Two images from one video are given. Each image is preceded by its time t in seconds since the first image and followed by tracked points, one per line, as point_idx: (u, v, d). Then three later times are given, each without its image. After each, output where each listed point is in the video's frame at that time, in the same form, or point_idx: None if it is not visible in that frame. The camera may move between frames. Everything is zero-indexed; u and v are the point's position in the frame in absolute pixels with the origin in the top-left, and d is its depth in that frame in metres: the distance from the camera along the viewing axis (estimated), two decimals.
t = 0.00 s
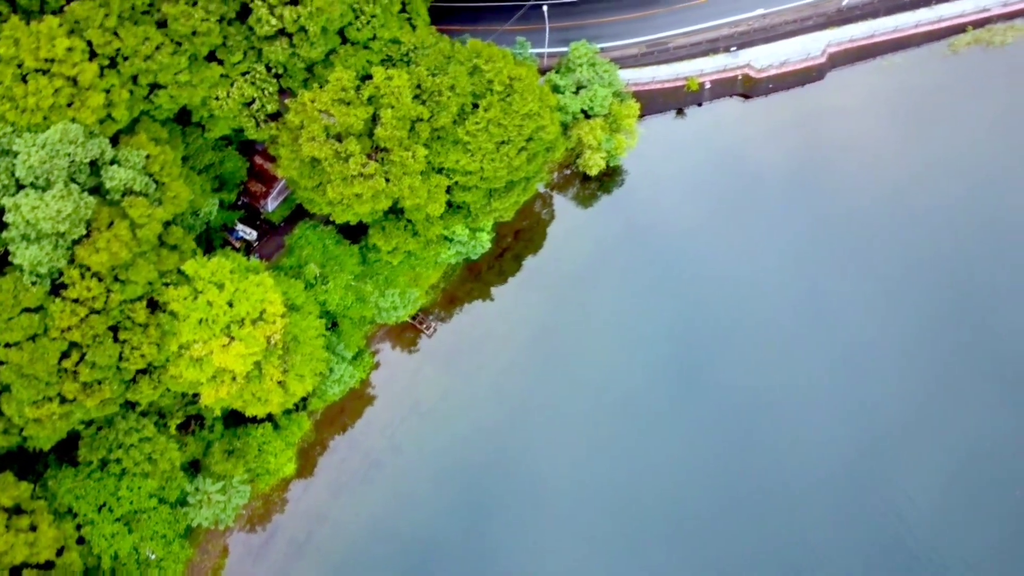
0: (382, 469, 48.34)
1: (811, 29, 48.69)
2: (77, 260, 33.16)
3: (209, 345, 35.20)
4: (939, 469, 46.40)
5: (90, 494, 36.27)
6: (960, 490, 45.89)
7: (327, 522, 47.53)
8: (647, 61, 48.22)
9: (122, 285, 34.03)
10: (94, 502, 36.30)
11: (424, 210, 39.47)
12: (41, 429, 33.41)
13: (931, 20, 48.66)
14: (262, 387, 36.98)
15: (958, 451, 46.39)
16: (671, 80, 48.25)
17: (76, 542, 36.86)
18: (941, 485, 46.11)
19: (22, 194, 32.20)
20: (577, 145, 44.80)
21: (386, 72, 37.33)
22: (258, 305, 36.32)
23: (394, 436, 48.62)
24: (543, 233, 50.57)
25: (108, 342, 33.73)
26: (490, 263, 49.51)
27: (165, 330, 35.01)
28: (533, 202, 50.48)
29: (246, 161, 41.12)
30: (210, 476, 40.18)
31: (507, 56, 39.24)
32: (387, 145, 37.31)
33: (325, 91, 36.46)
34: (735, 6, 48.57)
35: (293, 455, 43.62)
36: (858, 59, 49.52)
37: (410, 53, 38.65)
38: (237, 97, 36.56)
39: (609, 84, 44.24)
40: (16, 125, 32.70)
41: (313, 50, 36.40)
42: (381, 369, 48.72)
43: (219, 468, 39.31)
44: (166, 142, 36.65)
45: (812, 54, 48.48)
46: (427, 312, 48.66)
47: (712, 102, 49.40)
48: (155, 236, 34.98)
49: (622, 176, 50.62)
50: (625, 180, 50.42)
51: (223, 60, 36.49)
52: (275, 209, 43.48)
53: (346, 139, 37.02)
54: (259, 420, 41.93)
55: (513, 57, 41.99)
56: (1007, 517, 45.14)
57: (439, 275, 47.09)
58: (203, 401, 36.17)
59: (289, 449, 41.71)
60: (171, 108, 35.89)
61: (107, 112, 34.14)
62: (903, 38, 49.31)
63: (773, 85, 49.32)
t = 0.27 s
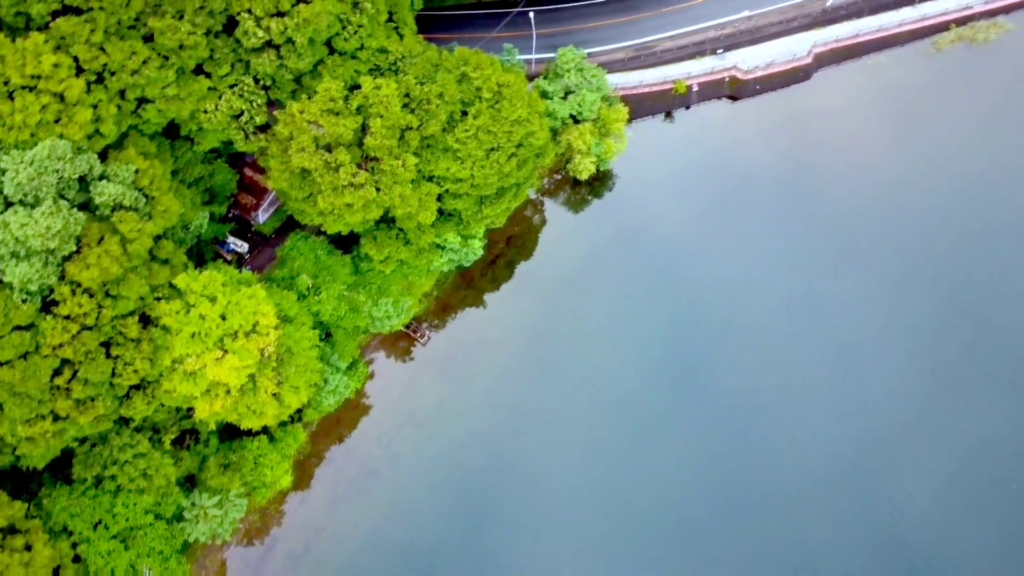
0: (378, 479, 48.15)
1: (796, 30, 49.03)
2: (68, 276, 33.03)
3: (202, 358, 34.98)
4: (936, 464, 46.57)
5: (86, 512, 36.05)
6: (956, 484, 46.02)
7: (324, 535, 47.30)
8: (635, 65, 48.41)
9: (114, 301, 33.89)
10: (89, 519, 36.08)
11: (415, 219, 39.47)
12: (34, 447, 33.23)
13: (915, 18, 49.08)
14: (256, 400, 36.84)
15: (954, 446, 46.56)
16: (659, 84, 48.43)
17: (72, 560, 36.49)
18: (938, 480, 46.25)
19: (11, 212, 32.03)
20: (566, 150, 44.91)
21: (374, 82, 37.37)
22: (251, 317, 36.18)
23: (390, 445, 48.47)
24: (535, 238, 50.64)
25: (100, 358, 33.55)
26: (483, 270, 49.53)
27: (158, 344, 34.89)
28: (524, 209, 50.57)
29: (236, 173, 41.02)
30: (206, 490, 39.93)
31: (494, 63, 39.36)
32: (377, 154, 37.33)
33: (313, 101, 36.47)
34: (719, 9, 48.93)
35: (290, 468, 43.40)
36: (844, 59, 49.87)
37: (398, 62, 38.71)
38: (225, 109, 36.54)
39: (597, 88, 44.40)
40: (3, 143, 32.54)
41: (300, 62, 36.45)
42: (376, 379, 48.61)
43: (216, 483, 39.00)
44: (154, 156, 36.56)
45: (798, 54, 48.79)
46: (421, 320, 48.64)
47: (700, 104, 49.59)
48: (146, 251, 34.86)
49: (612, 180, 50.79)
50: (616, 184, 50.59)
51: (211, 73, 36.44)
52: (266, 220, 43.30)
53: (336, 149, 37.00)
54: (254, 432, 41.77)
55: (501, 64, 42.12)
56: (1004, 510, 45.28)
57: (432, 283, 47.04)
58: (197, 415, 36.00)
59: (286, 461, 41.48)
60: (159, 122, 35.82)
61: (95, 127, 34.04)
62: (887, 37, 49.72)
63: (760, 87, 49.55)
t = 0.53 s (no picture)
0: (375, 490, 47.97)
1: (781, 31, 49.39)
2: (58, 292, 32.85)
3: (196, 372, 34.85)
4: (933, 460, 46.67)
5: (81, 529, 35.70)
6: (953, 479, 46.12)
7: (322, 546, 47.09)
8: (622, 69, 48.64)
9: (105, 316, 33.72)
10: (85, 537, 35.74)
11: (407, 227, 39.45)
12: (28, 465, 33.02)
13: (899, 17, 49.50)
14: (251, 412, 36.69)
15: (950, 441, 46.67)
16: (647, 87, 48.66)
17: None
18: (935, 476, 46.35)
19: None
20: (556, 155, 45.04)
21: (362, 91, 37.41)
22: (244, 330, 36.03)
23: (386, 455, 48.30)
24: (527, 244, 50.69)
25: (93, 374, 33.34)
26: (475, 276, 49.55)
27: (151, 359, 34.68)
28: (516, 214, 50.65)
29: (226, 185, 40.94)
30: (203, 505, 39.69)
31: (483, 70, 39.50)
32: (367, 163, 37.34)
33: (302, 112, 36.47)
34: (705, 12, 49.25)
35: (286, 480, 43.18)
36: (830, 59, 50.22)
37: (386, 71, 38.77)
38: (214, 122, 36.49)
39: (585, 93, 44.58)
40: None
41: (288, 73, 36.47)
42: (371, 388, 48.50)
43: (211, 497, 38.91)
44: (144, 170, 36.47)
45: (784, 55, 49.10)
46: (414, 329, 48.60)
47: (687, 107, 49.89)
48: (137, 265, 34.72)
49: (603, 184, 50.91)
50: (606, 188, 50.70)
51: (199, 85, 36.39)
52: (257, 232, 43.29)
53: (326, 159, 36.99)
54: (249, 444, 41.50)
55: (489, 71, 42.25)
56: (1001, 504, 45.40)
57: (425, 291, 47.02)
58: (192, 429, 35.82)
59: (282, 473, 41.28)
60: (147, 136, 35.73)
61: (83, 143, 33.92)
62: (872, 37, 50.11)
63: (747, 88, 49.81)
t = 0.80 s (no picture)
0: (373, 499, 47.78)
1: (767, 33, 49.73)
2: (49, 309, 32.67)
3: (190, 386, 34.67)
4: (928, 455, 46.85)
5: (77, 547, 35.57)
6: (948, 474, 46.31)
7: (320, 558, 46.92)
8: (610, 74, 48.90)
9: (97, 331, 33.53)
10: (80, 554, 35.62)
11: (398, 236, 39.42)
12: (22, 484, 32.74)
13: (884, 17, 49.87)
14: (246, 425, 36.51)
15: (944, 436, 46.89)
16: (635, 91, 48.83)
17: None
18: (930, 471, 46.55)
19: None
20: (547, 161, 45.13)
21: (352, 101, 37.46)
22: (237, 342, 35.90)
23: (383, 464, 48.11)
24: (520, 250, 50.71)
25: (86, 390, 33.13)
26: (468, 283, 49.53)
27: (144, 373, 34.48)
28: (508, 220, 50.70)
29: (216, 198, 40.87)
30: (199, 519, 39.49)
31: (471, 78, 39.62)
32: (357, 172, 37.31)
33: (292, 123, 36.46)
34: (691, 16, 49.56)
35: (282, 492, 42.99)
36: (816, 60, 50.52)
37: (375, 80, 38.85)
38: (203, 134, 36.42)
39: (574, 98, 44.71)
40: None
41: (277, 84, 36.49)
42: (366, 398, 48.35)
43: (208, 510, 38.72)
44: (133, 184, 36.37)
45: (771, 57, 49.36)
46: (409, 337, 48.51)
47: (676, 110, 50.03)
48: (128, 280, 34.57)
49: (594, 189, 51.02)
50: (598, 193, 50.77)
51: (187, 98, 36.36)
52: (248, 244, 43.20)
53: (316, 169, 36.97)
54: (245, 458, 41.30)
55: (477, 79, 42.39)
56: (998, 501, 45.52)
57: (419, 299, 46.95)
58: (186, 443, 35.61)
59: (278, 485, 41.08)
60: (136, 150, 35.65)
61: (71, 158, 33.81)
62: (858, 37, 50.41)
63: (735, 90, 49.98)
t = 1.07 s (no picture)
0: (370, 510, 47.57)
1: (753, 35, 50.04)
2: (40, 325, 32.47)
3: (183, 400, 34.53)
4: (923, 451, 47.03)
5: (73, 565, 35.17)
6: (944, 469, 46.53)
7: (318, 569, 46.71)
8: (598, 79, 49.08)
9: (89, 347, 33.34)
10: (76, 572, 35.23)
11: (390, 244, 39.40)
12: (15, 502, 32.44)
13: (868, 17, 50.28)
14: (241, 437, 36.35)
15: (939, 431, 47.10)
16: (623, 95, 49.04)
17: None
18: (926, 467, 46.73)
19: None
20: (537, 167, 45.25)
21: (340, 111, 37.49)
22: (231, 354, 35.75)
23: (380, 474, 47.91)
24: (512, 256, 50.74)
25: (79, 407, 32.93)
26: (461, 290, 49.52)
27: (137, 388, 34.27)
28: (499, 227, 50.76)
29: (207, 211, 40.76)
30: (196, 533, 39.26)
31: (459, 85, 39.71)
32: (348, 182, 37.31)
33: (281, 133, 36.44)
34: (677, 19, 49.83)
35: (279, 504, 42.76)
36: (803, 61, 50.85)
37: (363, 90, 38.89)
38: (192, 147, 36.35)
39: (563, 104, 44.86)
40: None
41: (265, 95, 36.47)
42: (362, 408, 48.21)
43: (204, 525, 38.32)
44: (123, 198, 36.26)
45: (757, 58, 49.68)
46: (403, 346, 48.44)
47: (665, 113, 50.29)
48: (119, 294, 34.40)
49: (584, 193, 51.15)
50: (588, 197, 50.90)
51: (175, 111, 36.29)
52: (240, 256, 43.09)
53: (306, 180, 36.96)
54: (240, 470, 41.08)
55: (466, 86, 42.48)
56: (995, 497, 45.70)
57: (412, 308, 46.91)
58: (181, 457, 35.43)
59: (275, 498, 40.90)
60: (125, 164, 35.57)
61: (60, 173, 33.66)
62: (843, 37, 50.78)
63: (723, 92, 50.28)
